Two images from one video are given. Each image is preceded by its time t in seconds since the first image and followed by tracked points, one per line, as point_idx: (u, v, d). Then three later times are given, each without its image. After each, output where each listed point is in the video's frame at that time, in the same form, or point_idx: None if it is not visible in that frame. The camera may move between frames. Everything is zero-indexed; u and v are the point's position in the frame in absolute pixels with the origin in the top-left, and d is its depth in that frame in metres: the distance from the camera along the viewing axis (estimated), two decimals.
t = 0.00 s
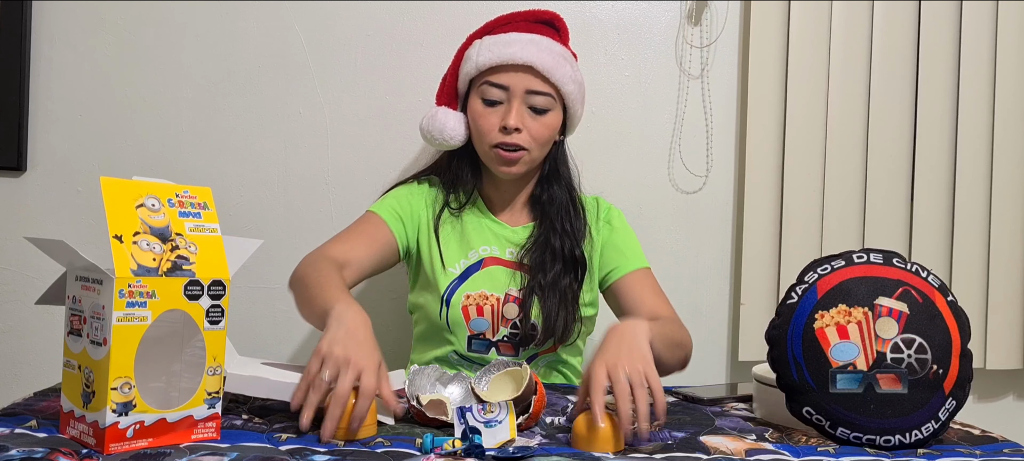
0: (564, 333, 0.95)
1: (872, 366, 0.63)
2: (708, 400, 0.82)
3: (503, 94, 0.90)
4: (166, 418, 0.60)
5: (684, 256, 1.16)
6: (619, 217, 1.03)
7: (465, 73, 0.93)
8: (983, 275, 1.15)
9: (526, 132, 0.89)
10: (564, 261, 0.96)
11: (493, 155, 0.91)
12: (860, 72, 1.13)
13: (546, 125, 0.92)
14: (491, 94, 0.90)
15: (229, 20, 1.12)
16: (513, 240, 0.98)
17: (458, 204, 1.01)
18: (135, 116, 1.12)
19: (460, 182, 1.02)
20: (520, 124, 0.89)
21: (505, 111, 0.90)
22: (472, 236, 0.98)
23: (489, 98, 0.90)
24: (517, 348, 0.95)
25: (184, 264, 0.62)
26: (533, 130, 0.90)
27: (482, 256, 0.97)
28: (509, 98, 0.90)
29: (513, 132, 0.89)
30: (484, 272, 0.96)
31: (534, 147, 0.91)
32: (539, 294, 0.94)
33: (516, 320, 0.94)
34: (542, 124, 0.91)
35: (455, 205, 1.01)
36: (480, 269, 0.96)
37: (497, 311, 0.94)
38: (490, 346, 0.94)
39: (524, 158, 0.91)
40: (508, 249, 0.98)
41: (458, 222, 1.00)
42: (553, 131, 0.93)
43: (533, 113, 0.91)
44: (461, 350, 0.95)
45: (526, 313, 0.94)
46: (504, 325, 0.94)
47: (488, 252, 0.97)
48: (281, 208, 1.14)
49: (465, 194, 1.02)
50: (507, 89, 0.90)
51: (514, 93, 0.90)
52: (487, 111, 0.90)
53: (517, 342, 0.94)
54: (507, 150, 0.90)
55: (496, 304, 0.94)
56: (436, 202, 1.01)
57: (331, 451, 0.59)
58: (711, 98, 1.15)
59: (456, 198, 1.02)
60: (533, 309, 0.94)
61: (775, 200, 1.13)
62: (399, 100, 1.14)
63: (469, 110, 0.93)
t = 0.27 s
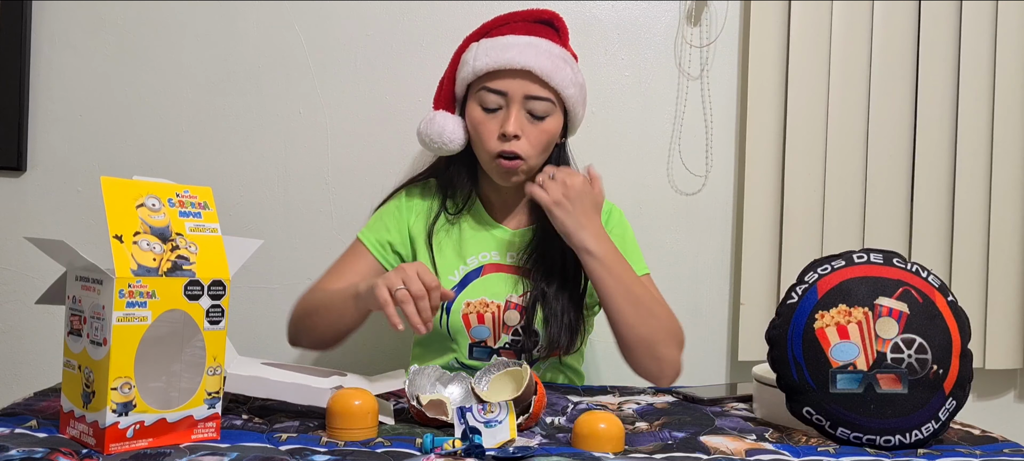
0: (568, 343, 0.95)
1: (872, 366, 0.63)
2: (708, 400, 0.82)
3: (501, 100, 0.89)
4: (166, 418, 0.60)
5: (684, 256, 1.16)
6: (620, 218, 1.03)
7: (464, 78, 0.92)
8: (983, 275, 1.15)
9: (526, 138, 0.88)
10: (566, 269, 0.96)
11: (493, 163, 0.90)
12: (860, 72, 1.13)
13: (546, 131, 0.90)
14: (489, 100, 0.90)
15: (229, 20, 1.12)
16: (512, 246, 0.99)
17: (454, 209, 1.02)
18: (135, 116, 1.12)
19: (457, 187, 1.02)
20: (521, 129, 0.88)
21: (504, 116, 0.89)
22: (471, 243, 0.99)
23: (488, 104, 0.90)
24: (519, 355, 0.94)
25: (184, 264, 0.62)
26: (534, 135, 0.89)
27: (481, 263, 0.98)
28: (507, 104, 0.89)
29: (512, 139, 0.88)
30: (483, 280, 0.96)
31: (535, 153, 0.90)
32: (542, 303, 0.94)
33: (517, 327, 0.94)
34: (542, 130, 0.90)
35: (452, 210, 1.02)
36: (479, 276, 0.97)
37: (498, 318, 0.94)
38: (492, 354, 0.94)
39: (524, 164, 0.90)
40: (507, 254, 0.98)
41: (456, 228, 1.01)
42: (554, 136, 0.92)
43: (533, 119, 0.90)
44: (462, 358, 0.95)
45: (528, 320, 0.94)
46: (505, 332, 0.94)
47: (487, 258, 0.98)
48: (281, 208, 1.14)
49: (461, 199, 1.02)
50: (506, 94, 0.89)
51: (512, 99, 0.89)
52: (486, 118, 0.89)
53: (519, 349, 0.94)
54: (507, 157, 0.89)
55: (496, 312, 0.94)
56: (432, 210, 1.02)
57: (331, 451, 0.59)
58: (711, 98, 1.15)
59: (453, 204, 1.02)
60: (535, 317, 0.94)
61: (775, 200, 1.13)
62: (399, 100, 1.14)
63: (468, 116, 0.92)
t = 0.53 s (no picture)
0: (564, 341, 0.95)
1: (872, 366, 0.63)
2: (708, 400, 0.82)
3: (498, 103, 0.89)
4: (166, 418, 0.60)
5: (684, 256, 1.16)
6: (614, 217, 1.03)
7: (458, 82, 0.92)
8: (983, 275, 1.15)
9: (524, 141, 0.89)
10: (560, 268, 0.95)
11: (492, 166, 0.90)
12: (860, 72, 1.13)
13: (544, 132, 0.91)
14: (485, 103, 0.90)
15: (229, 20, 1.12)
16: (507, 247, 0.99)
17: (449, 210, 1.02)
18: (135, 116, 1.12)
19: (452, 188, 1.02)
20: (518, 132, 0.88)
21: (501, 119, 0.89)
22: (467, 244, 0.99)
23: (485, 107, 0.90)
24: (516, 355, 0.93)
25: (184, 264, 0.62)
26: (531, 138, 0.89)
27: (477, 264, 0.97)
28: (504, 107, 0.89)
29: (510, 143, 0.88)
30: (479, 280, 0.96)
31: (532, 155, 0.90)
32: (538, 302, 0.93)
33: (513, 327, 0.93)
34: (540, 131, 0.90)
35: (447, 212, 1.02)
36: (475, 277, 0.96)
37: (494, 319, 0.93)
38: (490, 354, 0.94)
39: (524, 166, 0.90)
40: (504, 254, 0.98)
41: (451, 229, 1.01)
42: (552, 137, 0.92)
43: (530, 121, 0.90)
44: (461, 359, 0.95)
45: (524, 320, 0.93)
46: (501, 333, 0.94)
47: (483, 259, 0.98)
48: (281, 208, 1.14)
49: (457, 200, 1.02)
50: (502, 97, 0.89)
51: (509, 101, 0.89)
52: (484, 122, 0.89)
53: (516, 349, 0.93)
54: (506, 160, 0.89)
55: (493, 312, 0.94)
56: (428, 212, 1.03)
57: (331, 451, 0.59)
58: (711, 98, 1.15)
59: (449, 205, 1.02)
60: (531, 315, 0.93)
61: (775, 200, 1.13)
62: (399, 100, 1.14)
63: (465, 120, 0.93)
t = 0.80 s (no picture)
0: (563, 339, 0.96)
1: (872, 366, 0.63)
2: (708, 400, 0.82)
3: (488, 99, 0.90)
4: (167, 418, 0.60)
5: (684, 256, 1.16)
6: (613, 214, 1.03)
7: (451, 80, 0.93)
8: (983, 275, 1.15)
9: (514, 136, 0.89)
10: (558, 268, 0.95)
11: (483, 162, 0.91)
12: (860, 72, 1.13)
13: (534, 127, 0.91)
14: (475, 99, 0.90)
15: (229, 20, 1.12)
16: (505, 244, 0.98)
17: (448, 210, 1.02)
18: (135, 116, 1.12)
19: (449, 187, 1.02)
20: (507, 127, 0.88)
21: (491, 115, 0.89)
22: (465, 243, 0.99)
23: (475, 104, 0.90)
24: (515, 354, 0.94)
25: (184, 264, 0.62)
26: (521, 133, 0.89)
27: (475, 263, 0.97)
28: (494, 103, 0.90)
29: (499, 138, 0.88)
30: (478, 279, 0.96)
31: (524, 151, 0.90)
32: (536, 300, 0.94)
33: (512, 326, 0.94)
34: (529, 126, 0.90)
35: (446, 211, 1.02)
36: (473, 276, 0.96)
37: (494, 318, 0.94)
38: (489, 353, 0.94)
39: (514, 162, 0.90)
40: (502, 252, 0.97)
41: (449, 228, 1.01)
42: (544, 132, 0.92)
43: (520, 116, 0.90)
44: (460, 358, 0.95)
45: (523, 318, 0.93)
46: (500, 331, 0.94)
47: (481, 258, 0.97)
48: (281, 208, 1.14)
49: (454, 199, 1.02)
50: (492, 93, 0.90)
51: (499, 97, 0.90)
52: (474, 118, 0.90)
53: (516, 347, 0.94)
54: (497, 156, 0.90)
55: (492, 311, 0.94)
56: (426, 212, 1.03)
57: (331, 451, 0.59)
58: (711, 98, 1.15)
59: (447, 205, 1.02)
60: (529, 315, 0.94)
61: (775, 200, 1.13)
62: (399, 100, 1.14)
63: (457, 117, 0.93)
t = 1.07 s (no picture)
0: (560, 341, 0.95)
1: (872, 366, 0.63)
2: (708, 400, 0.82)
3: (461, 97, 0.90)
4: (166, 418, 0.60)
5: (684, 256, 1.16)
6: (613, 213, 1.03)
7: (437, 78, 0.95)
8: (983, 275, 1.15)
9: (481, 134, 0.89)
10: (554, 271, 0.95)
11: (456, 159, 0.91)
12: (861, 72, 1.13)
13: (505, 126, 0.90)
14: (451, 97, 0.91)
15: (229, 20, 1.12)
16: (504, 244, 0.98)
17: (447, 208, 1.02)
18: (135, 116, 1.12)
19: (447, 185, 1.02)
20: (474, 126, 0.88)
21: (462, 113, 0.90)
22: (463, 243, 0.99)
23: (450, 102, 0.91)
24: (513, 352, 0.94)
25: (184, 264, 0.62)
26: (490, 132, 0.89)
27: (474, 262, 0.97)
28: (466, 100, 0.90)
29: (466, 136, 0.88)
30: (476, 278, 0.96)
31: (494, 150, 0.90)
32: (533, 300, 0.94)
33: (510, 325, 0.94)
34: (499, 125, 0.90)
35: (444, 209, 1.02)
36: (472, 275, 0.96)
37: (492, 317, 0.94)
38: (487, 351, 0.94)
39: (485, 160, 0.90)
40: (500, 251, 0.98)
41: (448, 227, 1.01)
42: (517, 131, 0.91)
43: (492, 115, 0.90)
44: (460, 356, 0.95)
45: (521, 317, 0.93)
46: (499, 330, 0.94)
47: (480, 258, 0.97)
48: (281, 208, 1.14)
49: (452, 197, 1.02)
50: (464, 91, 0.90)
51: (470, 95, 0.90)
52: (448, 116, 0.91)
53: (513, 346, 0.94)
54: (466, 153, 0.90)
55: (490, 310, 0.94)
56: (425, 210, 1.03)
57: (331, 451, 0.59)
58: (711, 98, 1.15)
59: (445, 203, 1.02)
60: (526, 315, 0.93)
61: (775, 200, 1.13)
62: (399, 100, 1.14)
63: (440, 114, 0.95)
